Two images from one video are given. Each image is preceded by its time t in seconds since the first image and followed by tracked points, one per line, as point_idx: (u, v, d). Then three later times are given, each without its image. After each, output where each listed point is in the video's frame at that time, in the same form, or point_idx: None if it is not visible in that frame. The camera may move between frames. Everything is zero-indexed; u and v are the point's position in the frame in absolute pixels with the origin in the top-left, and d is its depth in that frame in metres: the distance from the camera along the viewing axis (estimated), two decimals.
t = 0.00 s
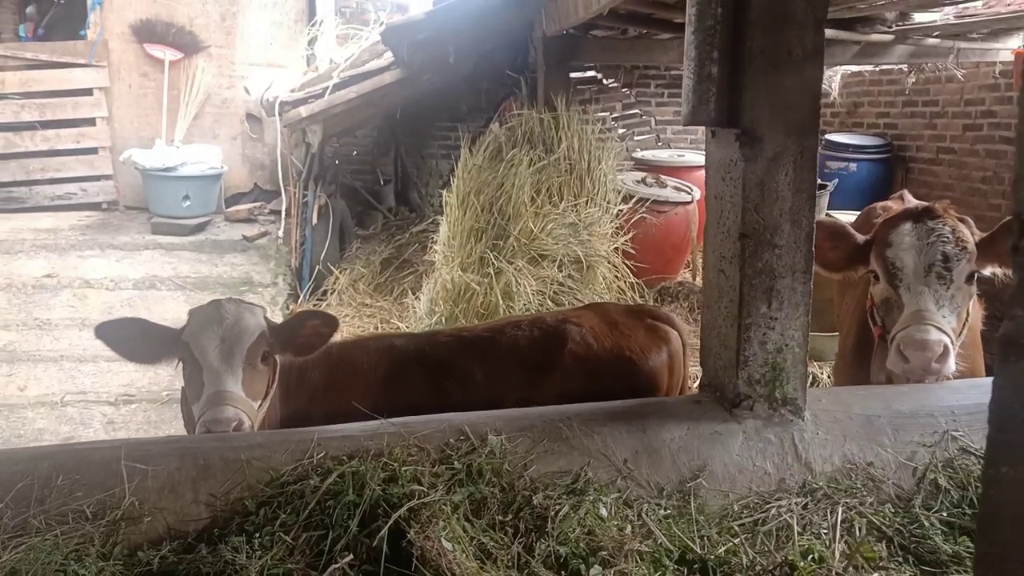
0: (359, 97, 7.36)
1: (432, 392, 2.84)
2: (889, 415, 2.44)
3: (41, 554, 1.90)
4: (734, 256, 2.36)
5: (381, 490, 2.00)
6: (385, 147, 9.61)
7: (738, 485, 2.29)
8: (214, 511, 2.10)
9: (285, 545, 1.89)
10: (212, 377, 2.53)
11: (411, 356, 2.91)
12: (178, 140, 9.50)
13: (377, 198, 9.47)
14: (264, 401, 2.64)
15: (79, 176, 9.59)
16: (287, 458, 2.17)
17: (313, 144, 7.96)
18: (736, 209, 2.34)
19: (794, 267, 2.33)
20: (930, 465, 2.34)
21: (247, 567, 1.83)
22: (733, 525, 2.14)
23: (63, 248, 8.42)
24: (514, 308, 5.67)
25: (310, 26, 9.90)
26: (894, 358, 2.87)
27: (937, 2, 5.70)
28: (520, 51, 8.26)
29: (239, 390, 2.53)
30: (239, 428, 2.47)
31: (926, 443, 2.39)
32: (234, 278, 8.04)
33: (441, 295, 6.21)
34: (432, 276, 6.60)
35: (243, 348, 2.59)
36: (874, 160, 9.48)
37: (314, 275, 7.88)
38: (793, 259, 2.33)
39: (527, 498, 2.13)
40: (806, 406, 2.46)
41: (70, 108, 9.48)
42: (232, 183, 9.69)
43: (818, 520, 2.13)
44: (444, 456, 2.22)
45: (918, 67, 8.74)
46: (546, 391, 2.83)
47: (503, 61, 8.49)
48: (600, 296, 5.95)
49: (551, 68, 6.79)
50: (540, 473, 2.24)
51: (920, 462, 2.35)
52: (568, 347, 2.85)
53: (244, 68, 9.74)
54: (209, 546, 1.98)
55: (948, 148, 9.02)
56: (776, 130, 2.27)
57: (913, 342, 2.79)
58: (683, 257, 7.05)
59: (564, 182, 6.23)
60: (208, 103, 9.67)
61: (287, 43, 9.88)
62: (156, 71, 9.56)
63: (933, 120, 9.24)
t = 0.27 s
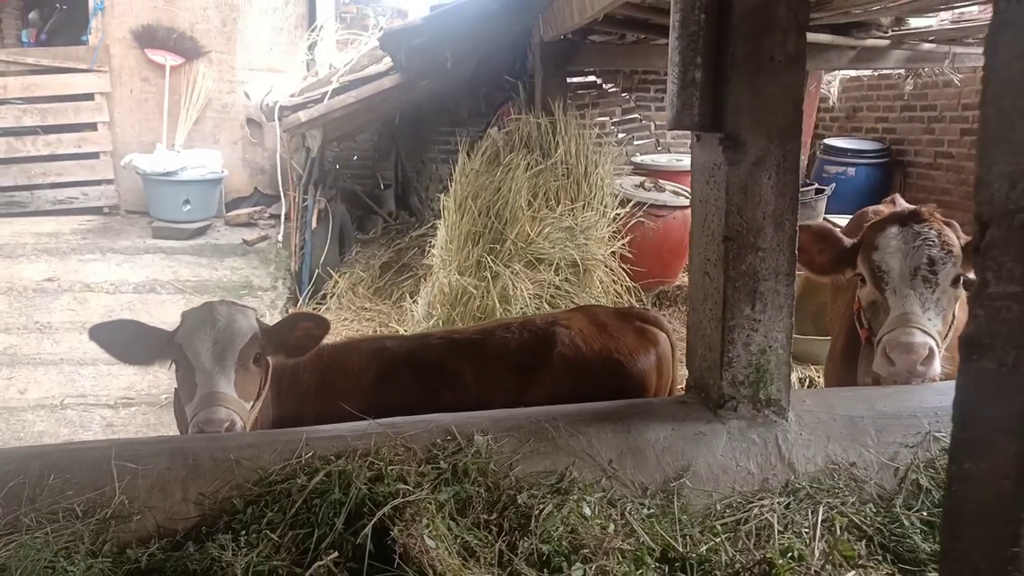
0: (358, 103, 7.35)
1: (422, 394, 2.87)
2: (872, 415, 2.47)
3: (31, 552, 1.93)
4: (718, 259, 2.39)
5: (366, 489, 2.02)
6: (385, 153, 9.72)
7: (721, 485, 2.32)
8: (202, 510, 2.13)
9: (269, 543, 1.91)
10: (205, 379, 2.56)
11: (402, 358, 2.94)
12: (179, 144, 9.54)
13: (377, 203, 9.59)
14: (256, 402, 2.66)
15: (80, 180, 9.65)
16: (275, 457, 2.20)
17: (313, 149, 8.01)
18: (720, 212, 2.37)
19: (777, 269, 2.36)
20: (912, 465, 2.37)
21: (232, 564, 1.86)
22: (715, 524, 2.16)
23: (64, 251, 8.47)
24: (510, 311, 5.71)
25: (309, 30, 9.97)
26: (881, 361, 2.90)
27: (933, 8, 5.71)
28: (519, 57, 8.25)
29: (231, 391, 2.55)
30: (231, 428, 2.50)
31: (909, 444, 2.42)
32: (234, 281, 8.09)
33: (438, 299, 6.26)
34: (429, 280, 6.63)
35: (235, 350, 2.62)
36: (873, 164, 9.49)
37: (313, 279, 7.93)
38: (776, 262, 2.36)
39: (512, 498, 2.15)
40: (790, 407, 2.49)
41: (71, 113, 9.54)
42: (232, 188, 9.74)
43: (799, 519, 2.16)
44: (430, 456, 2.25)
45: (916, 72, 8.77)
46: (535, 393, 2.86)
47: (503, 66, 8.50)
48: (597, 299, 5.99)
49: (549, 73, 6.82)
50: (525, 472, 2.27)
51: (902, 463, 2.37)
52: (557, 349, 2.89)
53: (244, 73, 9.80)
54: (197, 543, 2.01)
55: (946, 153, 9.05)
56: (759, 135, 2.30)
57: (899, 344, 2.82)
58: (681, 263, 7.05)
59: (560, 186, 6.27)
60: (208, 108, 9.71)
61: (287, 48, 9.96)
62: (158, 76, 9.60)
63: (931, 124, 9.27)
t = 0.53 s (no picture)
0: (355, 109, 7.44)
1: (405, 395, 2.91)
2: (847, 417, 2.50)
3: (12, 548, 1.97)
4: (693, 262, 2.43)
5: (343, 487, 2.06)
6: (384, 158, 9.69)
7: (696, 485, 2.35)
8: (183, 508, 2.16)
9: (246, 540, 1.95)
10: (190, 379, 2.60)
11: (386, 361, 2.98)
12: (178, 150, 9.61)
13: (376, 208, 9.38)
14: (242, 403, 2.70)
15: (80, 186, 9.72)
16: (255, 457, 2.24)
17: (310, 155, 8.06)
18: (695, 216, 2.41)
19: (751, 272, 2.40)
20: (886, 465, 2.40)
21: (208, 560, 1.89)
22: (687, 523, 2.20)
23: (64, 257, 8.53)
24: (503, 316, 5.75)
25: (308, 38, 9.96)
26: (863, 363, 2.92)
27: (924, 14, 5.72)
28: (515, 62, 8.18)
29: (216, 392, 2.59)
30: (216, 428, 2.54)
31: (882, 444, 2.45)
32: (232, 287, 8.15)
33: (433, 304, 6.30)
34: (424, 285, 6.68)
35: (221, 352, 2.66)
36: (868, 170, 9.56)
37: (311, 284, 7.98)
38: (750, 265, 2.40)
39: (487, 496, 2.19)
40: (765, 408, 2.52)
41: (71, 119, 9.62)
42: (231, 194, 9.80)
43: (770, 518, 2.19)
44: (408, 456, 2.28)
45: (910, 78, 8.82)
46: (517, 395, 2.90)
47: (500, 72, 8.49)
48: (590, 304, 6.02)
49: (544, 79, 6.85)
50: (502, 472, 2.31)
51: (876, 464, 2.41)
52: (539, 352, 2.93)
53: (243, 79, 9.81)
54: (177, 540, 2.05)
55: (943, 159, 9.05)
56: (732, 141, 2.34)
57: (881, 345, 2.84)
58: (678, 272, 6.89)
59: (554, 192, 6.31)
60: (207, 114, 9.75)
61: (287, 55, 9.93)
62: (157, 82, 9.66)
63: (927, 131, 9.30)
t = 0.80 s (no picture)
0: (350, 114, 7.51)
1: (388, 396, 2.94)
2: (819, 419, 2.54)
3: None
4: (666, 266, 2.47)
5: (317, 487, 2.10)
6: (381, 165, 9.80)
7: (668, 485, 2.39)
8: (160, 507, 2.20)
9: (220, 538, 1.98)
10: (172, 381, 2.64)
11: (369, 364, 3.02)
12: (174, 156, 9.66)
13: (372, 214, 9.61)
14: (225, 404, 2.74)
15: (78, 192, 9.78)
16: (233, 457, 2.28)
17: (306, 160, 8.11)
18: (667, 221, 2.45)
19: (722, 275, 2.44)
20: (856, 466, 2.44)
21: (182, 557, 1.92)
22: (657, 522, 2.23)
23: (60, 262, 8.58)
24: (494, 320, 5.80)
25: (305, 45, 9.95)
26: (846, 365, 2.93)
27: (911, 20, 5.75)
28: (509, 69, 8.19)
29: (198, 393, 2.63)
30: (198, 428, 2.58)
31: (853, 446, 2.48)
32: (228, 291, 8.20)
33: (426, 309, 6.35)
34: (417, 290, 6.72)
35: (203, 353, 2.70)
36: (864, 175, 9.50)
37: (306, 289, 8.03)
38: (721, 268, 2.44)
39: (461, 495, 2.22)
40: (737, 408, 2.56)
41: (69, 125, 9.69)
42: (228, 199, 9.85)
43: (740, 517, 2.22)
44: (384, 456, 2.32)
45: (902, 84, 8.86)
46: (498, 397, 2.93)
47: (494, 79, 8.51)
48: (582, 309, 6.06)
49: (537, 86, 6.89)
50: (477, 472, 2.34)
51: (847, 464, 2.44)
52: (519, 354, 2.97)
53: (240, 86, 9.86)
54: (154, 537, 2.08)
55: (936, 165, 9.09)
56: (703, 146, 2.38)
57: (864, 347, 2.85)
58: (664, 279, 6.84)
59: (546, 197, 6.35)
60: (204, 121, 9.80)
61: (283, 61, 9.93)
62: (154, 89, 9.71)
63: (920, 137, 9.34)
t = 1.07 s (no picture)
0: (342, 121, 7.57)
1: (369, 398, 2.98)
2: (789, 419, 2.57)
3: None
4: (637, 268, 2.51)
5: (290, 484, 2.13)
6: (376, 170, 9.91)
7: (639, 484, 2.42)
8: (136, 504, 2.23)
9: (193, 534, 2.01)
10: (153, 382, 2.68)
11: (349, 366, 3.05)
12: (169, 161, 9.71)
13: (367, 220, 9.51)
14: (205, 404, 2.78)
15: (73, 197, 9.82)
16: (209, 455, 2.31)
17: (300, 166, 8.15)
18: (639, 223, 2.49)
19: (693, 277, 2.48)
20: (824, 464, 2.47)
21: (155, 553, 1.96)
22: (626, 519, 2.26)
23: (55, 266, 8.61)
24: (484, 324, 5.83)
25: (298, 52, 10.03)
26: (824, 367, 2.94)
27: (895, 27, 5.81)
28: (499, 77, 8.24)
29: (178, 393, 2.67)
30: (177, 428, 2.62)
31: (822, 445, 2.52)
32: (222, 296, 8.23)
33: (417, 313, 6.40)
34: (408, 294, 6.75)
35: (183, 354, 2.74)
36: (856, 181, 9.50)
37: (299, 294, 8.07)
38: (692, 270, 2.48)
39: (433, 493, 2.25)
40: (709, 408, 2.60)
41: (64, 131, 9.73)
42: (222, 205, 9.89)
43: (708, 515, 2.26)
44: (358, 454, 2.35)
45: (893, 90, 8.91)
46: (476, 398, 2.97)
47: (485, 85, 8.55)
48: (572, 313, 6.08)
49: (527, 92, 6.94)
50: (450, 470, 2.37)
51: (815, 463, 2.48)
52: (497, 356, 3.01)
53: (235, 92, 9.91)
54: (129, 534, 2.11)
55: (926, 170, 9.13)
56: (673, 150, 2.42)
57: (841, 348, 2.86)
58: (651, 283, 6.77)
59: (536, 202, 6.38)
60: (199, 126, 9.85)
61: (277, 68, 10.04)
62: (149, 94, 9.78)
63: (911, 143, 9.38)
